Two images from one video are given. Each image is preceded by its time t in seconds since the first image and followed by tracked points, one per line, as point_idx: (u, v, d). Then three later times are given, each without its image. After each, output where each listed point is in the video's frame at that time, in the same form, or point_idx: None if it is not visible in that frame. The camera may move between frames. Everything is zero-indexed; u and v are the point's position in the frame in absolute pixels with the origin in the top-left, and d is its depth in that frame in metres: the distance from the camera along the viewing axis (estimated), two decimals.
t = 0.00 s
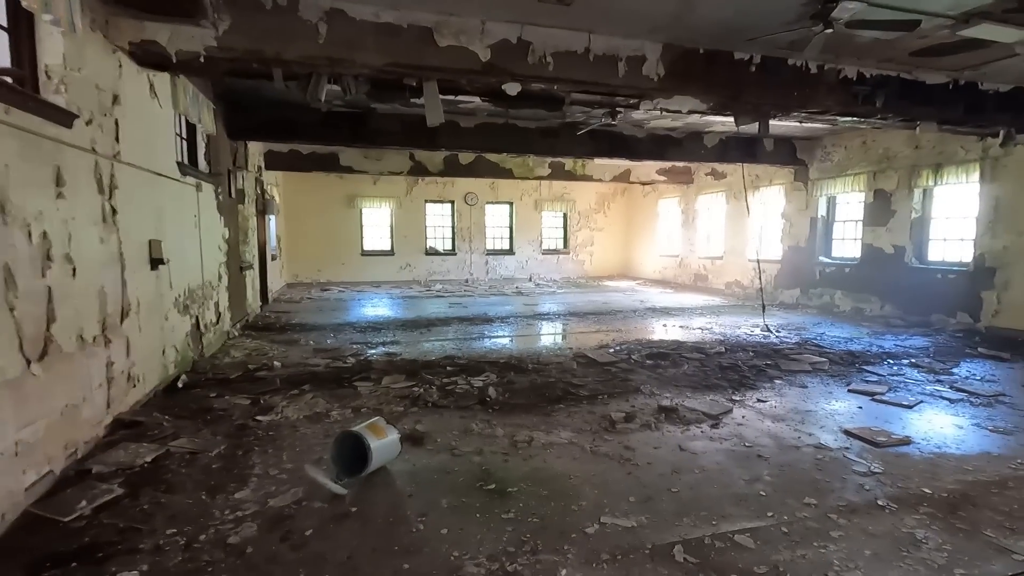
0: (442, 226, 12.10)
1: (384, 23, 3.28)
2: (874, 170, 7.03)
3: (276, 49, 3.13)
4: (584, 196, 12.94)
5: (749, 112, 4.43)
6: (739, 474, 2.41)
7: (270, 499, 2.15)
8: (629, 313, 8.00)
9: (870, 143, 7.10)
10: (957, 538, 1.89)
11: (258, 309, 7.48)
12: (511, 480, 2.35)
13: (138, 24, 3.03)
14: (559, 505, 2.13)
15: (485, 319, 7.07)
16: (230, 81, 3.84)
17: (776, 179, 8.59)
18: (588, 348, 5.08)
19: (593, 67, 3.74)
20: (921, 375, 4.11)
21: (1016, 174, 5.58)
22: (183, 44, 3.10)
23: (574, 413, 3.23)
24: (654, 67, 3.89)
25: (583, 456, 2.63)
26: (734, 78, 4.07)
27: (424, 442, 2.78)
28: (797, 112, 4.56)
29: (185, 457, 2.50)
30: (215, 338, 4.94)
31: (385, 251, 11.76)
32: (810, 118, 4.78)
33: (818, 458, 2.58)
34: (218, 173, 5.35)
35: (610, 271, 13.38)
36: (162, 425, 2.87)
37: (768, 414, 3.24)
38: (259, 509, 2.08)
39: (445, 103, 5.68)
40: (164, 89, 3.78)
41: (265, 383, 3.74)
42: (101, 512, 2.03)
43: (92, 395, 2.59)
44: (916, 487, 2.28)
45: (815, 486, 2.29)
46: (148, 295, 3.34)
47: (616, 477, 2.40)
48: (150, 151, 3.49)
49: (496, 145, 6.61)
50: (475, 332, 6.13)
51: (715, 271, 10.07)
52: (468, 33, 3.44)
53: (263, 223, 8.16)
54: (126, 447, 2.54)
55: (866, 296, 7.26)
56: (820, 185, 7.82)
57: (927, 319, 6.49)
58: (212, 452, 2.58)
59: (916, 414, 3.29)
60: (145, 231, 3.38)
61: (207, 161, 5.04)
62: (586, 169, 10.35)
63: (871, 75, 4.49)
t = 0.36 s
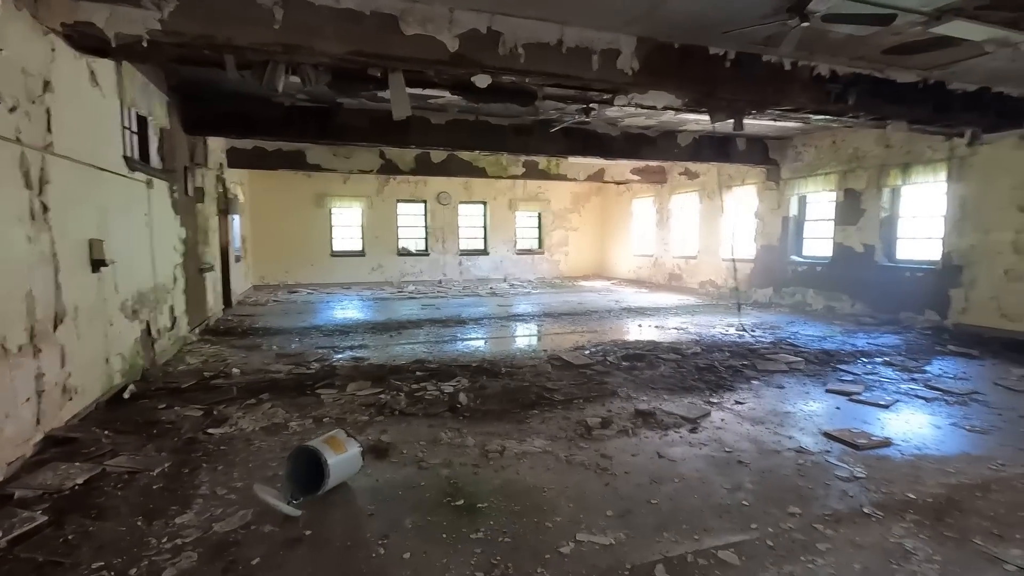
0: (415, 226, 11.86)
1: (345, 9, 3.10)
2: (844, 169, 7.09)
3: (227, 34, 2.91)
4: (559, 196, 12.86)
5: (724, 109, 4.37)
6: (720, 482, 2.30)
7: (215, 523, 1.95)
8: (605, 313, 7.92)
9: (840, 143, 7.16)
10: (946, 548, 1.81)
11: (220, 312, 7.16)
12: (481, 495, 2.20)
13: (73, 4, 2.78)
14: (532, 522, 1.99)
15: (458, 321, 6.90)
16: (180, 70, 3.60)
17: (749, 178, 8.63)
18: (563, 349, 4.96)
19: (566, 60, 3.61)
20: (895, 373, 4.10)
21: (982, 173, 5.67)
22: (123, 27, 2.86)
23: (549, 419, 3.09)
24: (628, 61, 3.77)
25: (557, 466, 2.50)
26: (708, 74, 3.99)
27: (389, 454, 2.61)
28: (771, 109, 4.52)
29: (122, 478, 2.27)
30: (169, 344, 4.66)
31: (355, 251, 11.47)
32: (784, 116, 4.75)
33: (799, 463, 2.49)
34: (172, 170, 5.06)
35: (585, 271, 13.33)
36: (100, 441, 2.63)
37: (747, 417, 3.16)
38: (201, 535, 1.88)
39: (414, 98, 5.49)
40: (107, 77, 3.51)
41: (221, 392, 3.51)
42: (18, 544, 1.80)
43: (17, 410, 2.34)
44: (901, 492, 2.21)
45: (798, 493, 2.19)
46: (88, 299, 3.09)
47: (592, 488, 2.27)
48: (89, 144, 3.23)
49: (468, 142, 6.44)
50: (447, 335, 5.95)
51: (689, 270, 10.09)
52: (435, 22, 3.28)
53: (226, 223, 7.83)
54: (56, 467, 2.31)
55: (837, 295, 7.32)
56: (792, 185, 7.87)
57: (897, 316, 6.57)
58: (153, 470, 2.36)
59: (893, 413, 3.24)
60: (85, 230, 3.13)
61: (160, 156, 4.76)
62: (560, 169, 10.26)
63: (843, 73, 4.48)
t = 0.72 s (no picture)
0: (385, 226, 11.60)
1: None
2: (813, 170, 7.14)
3: (167, 19, 2.69)
4: (532, 196, 12.75)
5: (696, 108, 4.29)
6: (696, 496, 2.19)
7: (142, 559, 1.75)
8: (578, 315, 7.83)
9: (809, 144, 7.21)
10: (931, 564, 1.73)
11: (176, 318, 6.82)
12: (443, 517, 2.03)
13: None
14: (495, 548, 1.83)
15: (429, 324, 6.70)
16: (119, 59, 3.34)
17: (720, 179, 8.65)
18: (535, 353, 4.83)
19: (535, 54, 3.47)
20: (867, 375, 4.08)
21: (946, 174, 5.75)
22: (49, 9, 2.61)
23: (518, 430, 2.95)
24: (599, 56, 3.65)
25: (525, 481, 2.35)
26: (680, 71, 3.90)
27: (345, 472, 2.43)
28: (742, 109, 4.47)
29: (41, 508, 2.04)
30: (116, 353, 4.36)
31: (323, 253, 11.15)
32: (755, 115, 4.71)
33: (777, 473, 2.40)
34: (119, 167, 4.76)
35: (559, 272, 13.24)
36: (22, 466, 2.39)
37: (722, 423, 3.07)
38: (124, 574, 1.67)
39: (379, 94, 5.29)
40: (37, 66, 3.24)
41: (167, 406, 3.27)
42: None
43: None
44: (881, 503, 2.12)
45: (777, 507, 2.09)
46: (13, 307, 2.82)
47: (562, 506, 2.13)
48: (14, 137, 2.96)
49: (437, 141, 6.26)
50: (416, 339, 5.76)
51: (662, 271, 10.09)
52: (397, 11, 3.10)
53: (184, 224, 7.48)
54: None
55: (808, 295, 7.37)
56: (763, 186, 7.90)
57: (866, 316, 6.63)
58: (78, 498, 2.13)
59: (868, 417, 3.18)
60: (9, 230, 2.86)
61: (106, 153, 4.46)
62: (533, 169, 10.14)
63: (814, 73, 4.45)
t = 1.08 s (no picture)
0: (354, 226, 11.33)
1: None
2: (783, 169, 7.18)
3: None
4: (505, 196, 12.62)
5: (667, 104, 4.22)
6: (669, 505, 2.09)
7: None
8: (551, 315, 7.73)
9: (778, 143, 7.26)
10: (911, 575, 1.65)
11: (129, 322, 6.47)
12: (400, 536, 1.89)
13: None
14: (455, 571, 1.70)
15: (398, 326, 6.50)
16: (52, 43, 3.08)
17: (691, 178, 8.66)
18: (505, 355, 4.69)
19: (502, 45, 3.35)
20: (838, 374, 4.06)
21: (911, 174, 5.83)
22: None
23: (485, 437, 2.81)
24: (568, 49, 3.54)
25: (491, 493, 2.22)
26: (651, 66, 3.82)
27: (297, 487, 2.26)
28: (713, 106, 4.42)
29: None
30: (56, 361, 4.07)
31: (289, 253, 10.81)
32: (726, 113, 4.67)
33: (751, 479, 2.31)
34: (60, 162, 4.46)
35: (532, 272, 13.14)
36: None
37: (695, 426, 2.99)
38: None
39: (343, 87, 5.09)
40: None
41: (107, 417, 3.04)
42: None
43: None
44: (857, 508, 2.06)
45: (753, 515, 2.00)
46: None
47: (529, 521, 2.00)
48: None
49: (404, 137, 6.08)
50: (384, 342, 5.57)
51: (635, 271, 10.07)
52: None
53: (138, 223, 7.12)
54: None
55: (778, 293, 7.41)
56: (733, 185, 7.93)
57: (834, 314, 6.69)
58: None
59: (841, 417, 3.14)
60: None
61: (45, 146, 4.16)
62: (505, 167, 10.00)
63: (784, 70, 4.43)
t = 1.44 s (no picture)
0: (329, 228, 11.06)
1: None
2: (760, 171, 7.15)
3: None
4: (483, 197, 12.45)
5: (644, 103, 4.11)
6: (644, 528, 1.95)
7: None
8: (529, 319, 7.59)
9: (756, 145, 7.23)
10: None
11: (86, 329, 6.16)
12: (350, 571, 1.72)
13: None
14: None
15: (370, 331, 6.29)
16: None
17: (670, 179, 8.60)
18: (480, 362, 4.53)
19: (471, 39, 3.19)
20: (818, 379, 3.98)
21: (887, 175, 5.82)
22: None
23: (452, 453, 2.65)
24: (541, 44, 3.40)
25: (454, 517, 2.06)
26: (626, 63, 3.70)
27: (242, 514, 2.07)
28: (690, 105, 4.32)
29: None
30: None
31: (261, 256, 10.51)
32: (703, 113, 4.58)
33: (731, 497, 2.19)
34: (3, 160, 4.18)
35: (512, 275, 13.00)
36: None
37: (672, 437, 2.86)
38: None
39: (309, 84, 4.88)
40: None
41: (43, 436, 2.80)
42: None
43: None
44: (842, 528, 1.94)
45: (732, 538, 1.88)
46: None
47: (493, 549, 1.84)
48: None
49: (376, 136, 5.89)
50: (355, 348, 5.37)
51: (615, 273, 9.99)
52: None
53: (97, 225, 6.81)
54: None
55: (756, 295, 7.37)
56: (711, 187, 7.88)
57: (812, 316, 6.66)
58: None
59: (823, 426, 3.04)
60: None
61: None
62: (482, 168, 9.83)
63: (761, 70, 4.36)
